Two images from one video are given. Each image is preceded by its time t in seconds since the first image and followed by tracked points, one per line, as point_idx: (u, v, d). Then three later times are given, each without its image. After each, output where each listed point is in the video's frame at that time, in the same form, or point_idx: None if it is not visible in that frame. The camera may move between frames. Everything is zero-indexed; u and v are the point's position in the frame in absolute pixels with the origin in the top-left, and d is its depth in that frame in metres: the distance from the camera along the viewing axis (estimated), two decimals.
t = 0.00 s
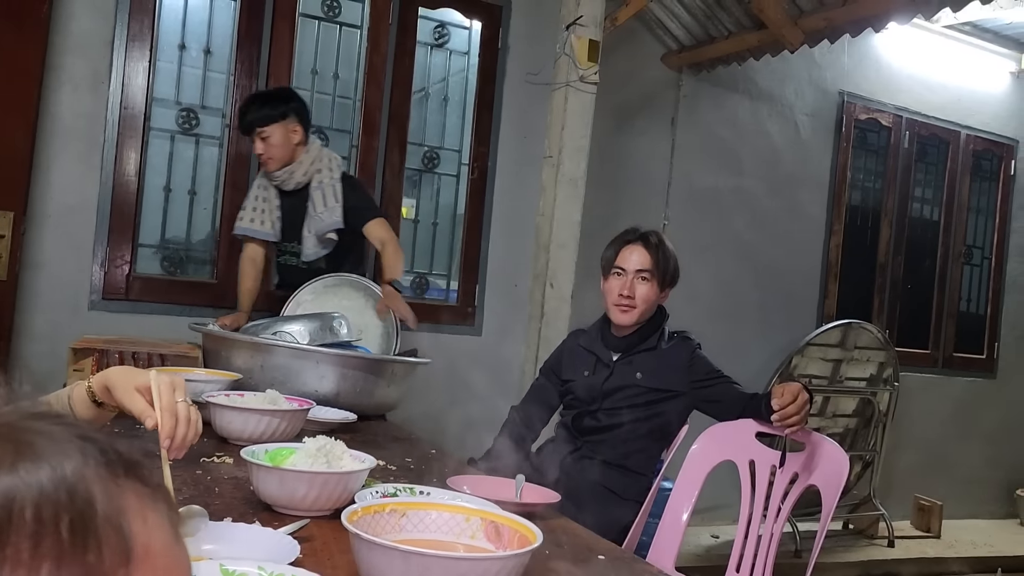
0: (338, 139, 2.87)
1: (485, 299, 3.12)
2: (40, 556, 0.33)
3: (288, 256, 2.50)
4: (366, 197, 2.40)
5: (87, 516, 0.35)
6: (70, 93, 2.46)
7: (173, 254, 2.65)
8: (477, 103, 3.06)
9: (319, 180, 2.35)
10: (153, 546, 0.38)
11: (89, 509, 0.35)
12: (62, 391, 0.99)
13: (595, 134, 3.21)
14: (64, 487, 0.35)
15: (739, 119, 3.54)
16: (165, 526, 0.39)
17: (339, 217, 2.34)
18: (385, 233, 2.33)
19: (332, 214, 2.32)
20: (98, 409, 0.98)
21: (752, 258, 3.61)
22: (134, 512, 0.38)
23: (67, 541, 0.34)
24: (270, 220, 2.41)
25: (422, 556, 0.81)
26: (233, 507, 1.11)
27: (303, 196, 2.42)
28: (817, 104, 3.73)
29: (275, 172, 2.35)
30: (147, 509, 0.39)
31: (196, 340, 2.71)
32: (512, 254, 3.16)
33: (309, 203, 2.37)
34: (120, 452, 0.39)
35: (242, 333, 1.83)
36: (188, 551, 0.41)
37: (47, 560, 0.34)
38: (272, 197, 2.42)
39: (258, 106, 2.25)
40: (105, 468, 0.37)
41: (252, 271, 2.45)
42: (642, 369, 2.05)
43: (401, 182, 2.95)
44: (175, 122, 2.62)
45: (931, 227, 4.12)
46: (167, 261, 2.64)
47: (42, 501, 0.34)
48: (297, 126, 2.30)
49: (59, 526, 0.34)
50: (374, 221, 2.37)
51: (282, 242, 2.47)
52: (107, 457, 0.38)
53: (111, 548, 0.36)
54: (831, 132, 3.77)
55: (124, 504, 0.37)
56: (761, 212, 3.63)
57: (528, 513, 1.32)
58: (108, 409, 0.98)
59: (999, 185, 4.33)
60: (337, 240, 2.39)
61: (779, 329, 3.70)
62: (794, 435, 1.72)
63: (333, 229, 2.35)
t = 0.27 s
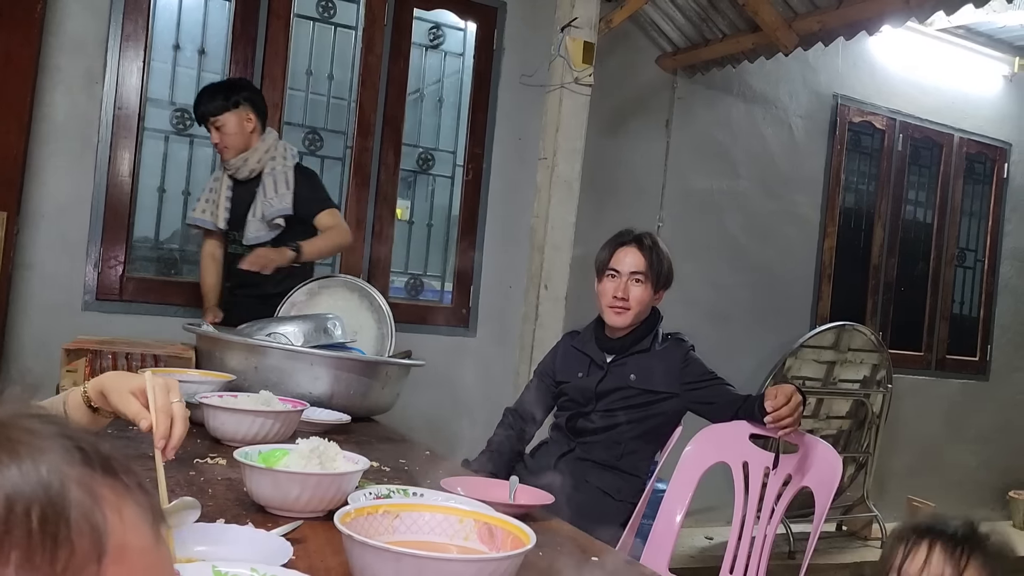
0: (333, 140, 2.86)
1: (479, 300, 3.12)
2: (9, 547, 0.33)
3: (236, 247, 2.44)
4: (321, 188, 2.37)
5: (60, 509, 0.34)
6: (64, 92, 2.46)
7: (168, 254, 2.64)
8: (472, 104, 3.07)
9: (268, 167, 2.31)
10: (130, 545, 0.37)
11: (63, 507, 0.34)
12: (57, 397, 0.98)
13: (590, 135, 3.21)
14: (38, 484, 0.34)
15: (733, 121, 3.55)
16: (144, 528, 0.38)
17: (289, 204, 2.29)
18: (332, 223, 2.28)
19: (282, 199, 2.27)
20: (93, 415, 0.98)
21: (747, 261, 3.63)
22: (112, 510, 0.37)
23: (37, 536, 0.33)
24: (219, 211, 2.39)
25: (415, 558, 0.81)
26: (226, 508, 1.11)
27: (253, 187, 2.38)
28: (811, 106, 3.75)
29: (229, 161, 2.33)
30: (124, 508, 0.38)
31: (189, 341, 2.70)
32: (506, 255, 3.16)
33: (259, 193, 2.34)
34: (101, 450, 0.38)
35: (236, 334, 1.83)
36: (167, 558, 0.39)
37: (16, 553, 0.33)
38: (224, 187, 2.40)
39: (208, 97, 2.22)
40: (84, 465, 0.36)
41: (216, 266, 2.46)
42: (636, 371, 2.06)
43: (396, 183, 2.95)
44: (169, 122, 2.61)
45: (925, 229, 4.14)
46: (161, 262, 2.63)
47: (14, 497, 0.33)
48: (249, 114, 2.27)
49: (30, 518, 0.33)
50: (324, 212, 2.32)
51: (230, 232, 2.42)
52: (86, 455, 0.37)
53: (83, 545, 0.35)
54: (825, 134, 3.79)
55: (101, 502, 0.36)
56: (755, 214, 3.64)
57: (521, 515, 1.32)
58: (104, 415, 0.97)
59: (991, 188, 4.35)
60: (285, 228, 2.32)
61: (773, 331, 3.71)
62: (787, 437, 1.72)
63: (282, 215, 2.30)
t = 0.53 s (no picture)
0: (330, 140, 2.85)
1: (476, 301, 3.11)
2: None
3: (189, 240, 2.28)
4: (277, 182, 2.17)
5: (46, 502, 0.34)
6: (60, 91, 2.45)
7: (163, 254, 2.63)
8: (469, 104, 3.06)
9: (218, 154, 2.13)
10: (119, 540, 0.36)
11: (50, 501, 0.34)
12: (74, 406, 0.98)
13: (587, 136, 3.21)
14: (23, 477, 0.33)
15: (730, 122, 3.55)
16: (131, 522, 0.37)
17: (235, 195, 2.10)
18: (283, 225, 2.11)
19: (227, 188, 2.09)
20: (110, 424, 0.97)
21: (743, 262, 3.63)
22: (101, 505, 0.36)
23: (23, 529, 0.33)
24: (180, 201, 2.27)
25: (410, 558, 0.81)
26: (222, 508, 1.10)
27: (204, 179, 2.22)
28: (808, 108, 3.75)
29: (196, 155, 2.21)
30: (113, 502, 0.37)
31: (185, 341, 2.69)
32: (503, 256, 3.15)
33: (209, 181, 2.16)
34: (91, 442, 0.38)
35: (231, 334, 1.83)
36: (156, 555, 0.39)
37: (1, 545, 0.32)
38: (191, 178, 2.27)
39: (174, 87, 2.10)
40: (72, 457, 0.36)
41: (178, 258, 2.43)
42: (633, 372, 2.06)
43: (392, 183, 2.94)
44: (165, 122, 2.61)
45: (920, 231, 4.14)
46: (156, 262, 2.62)
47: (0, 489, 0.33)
48: (218, 106, 2.17)
49: (15, 512, 0.33)
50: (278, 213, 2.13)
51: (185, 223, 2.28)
52: (76, 447, 0.36)
53: (69, 539, 0.34)
54: (821, 135, 3.79)
55: (90, 496, 0.36)
56: (752, 215, 3.64)
57: (517, 516, 1.32)
58: (119, 422, 0.97)
59: (987, 189, 4.37)
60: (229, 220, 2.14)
61: (769, 332, 3.71)
62: (784, 438, 1.72)
63: (226, 206, 2.11)
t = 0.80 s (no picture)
0: (326, 141, 2.85)
1: (472, 301, 3.11)
2: None
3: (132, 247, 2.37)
4: (211, 184, 2.22)
5: (9, 502, 0.38)
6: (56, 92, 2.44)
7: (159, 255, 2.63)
8: (465, 105, 3.06)
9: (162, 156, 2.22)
10: (83, 535, 0.41)
11: (13, 501, 0.38)
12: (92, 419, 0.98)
13: (584, 136, 3.22)
14: None
15: (726, 123, 3.55)
16: (102, 521, 0.42)
17: (164, 195, 2.18)
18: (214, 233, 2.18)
19: (156, 188, 2.17)
20: (128, 430, 0.97)
21: (740, 263, 3.64)
22: (65, 504, 0.41)
23: None
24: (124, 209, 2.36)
25: (404, 561, 0.81)
26: (217, 510, 1.10)
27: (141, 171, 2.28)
28: (804, 109, 3.76)
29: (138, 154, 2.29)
30: (79, 502, 0.42)
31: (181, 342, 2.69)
32: (499, 257, 3.15)
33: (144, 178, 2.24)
34: (56, 444, 0.42)
35: (227, 335, 1.83)
36: (126, 550, 0.43)
37: None
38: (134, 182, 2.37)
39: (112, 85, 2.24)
40: (38, 458, 0.40)
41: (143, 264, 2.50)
42: (629, 373, 2.06)
43: (389, 184, 2.94)
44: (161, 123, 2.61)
45: (917, 232, 4.15)
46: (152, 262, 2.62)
47: None
48: (149, 100, 2.23)
49: None
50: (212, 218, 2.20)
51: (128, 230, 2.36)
52: (41, 449, 0.41)
53: (32, 535, 0.38)
54: (818, 137, 3.80)
55: (54, 496, 0.40)
56: (748, 216, 3.65)
57: (514, 517, 1.32)
58: (137, 429, 0.98)
59: (983, 191, 4.37)
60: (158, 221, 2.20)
61: (765, 333, 3.72)
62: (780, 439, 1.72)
63: (157, 208, 2.19)
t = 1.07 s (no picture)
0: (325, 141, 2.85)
1: (471, 302, 3.11)
2: None
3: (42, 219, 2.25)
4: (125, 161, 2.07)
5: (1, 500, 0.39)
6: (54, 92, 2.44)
7: (157, 255, 2.62)
8: (463, 105, 3.06)
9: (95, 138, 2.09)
10: (76, 536, 0.42)
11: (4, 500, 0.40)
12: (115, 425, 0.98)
13: (583, 136, 3.22)
14: None
15: (724, 124, 3.56)
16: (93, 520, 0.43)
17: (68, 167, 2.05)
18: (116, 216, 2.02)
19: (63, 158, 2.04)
20: (155, 429, 0.97)
21: (738, 264, 3.64)
22: (57, 506, 0.42)
23: None
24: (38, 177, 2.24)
25: (407, 561, 0.81)
26: (218, 510, 1.10)
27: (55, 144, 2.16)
28: (801, 109, 3.76)
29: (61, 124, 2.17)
30: (72, 502, 0.43)
31: (179, 342, 2.68)
32: (498, 257, 3.15)
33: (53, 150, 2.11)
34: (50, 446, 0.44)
35: (226, 336, 1.83)
36: (118, 549, 0.44)
37: None
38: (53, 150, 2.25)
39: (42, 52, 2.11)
40: (32, 459, 0.42)
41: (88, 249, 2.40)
42: (628, 373, 2.06)
43: (387, 184, 2.94)
44: (159, 123, 2.61)
45: (914, 232, 4.16)
46: (150, 263, 2.62)
47: None
48: (80, 74, 2.11)
49: None
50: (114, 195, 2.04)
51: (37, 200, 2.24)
52: (34, 450, 0.42)
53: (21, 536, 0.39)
54: (815, 138, 3.81)
55: (46, 497, 0.41)
56: (746, 217, 3.65)
57: (513, 517, 1.32)
58: (164, 427, 0.97)
59: (980, 191, 4.38)
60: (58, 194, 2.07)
61: (763, 333, 3.72)
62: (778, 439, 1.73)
63: (56, 179, 2.06)
